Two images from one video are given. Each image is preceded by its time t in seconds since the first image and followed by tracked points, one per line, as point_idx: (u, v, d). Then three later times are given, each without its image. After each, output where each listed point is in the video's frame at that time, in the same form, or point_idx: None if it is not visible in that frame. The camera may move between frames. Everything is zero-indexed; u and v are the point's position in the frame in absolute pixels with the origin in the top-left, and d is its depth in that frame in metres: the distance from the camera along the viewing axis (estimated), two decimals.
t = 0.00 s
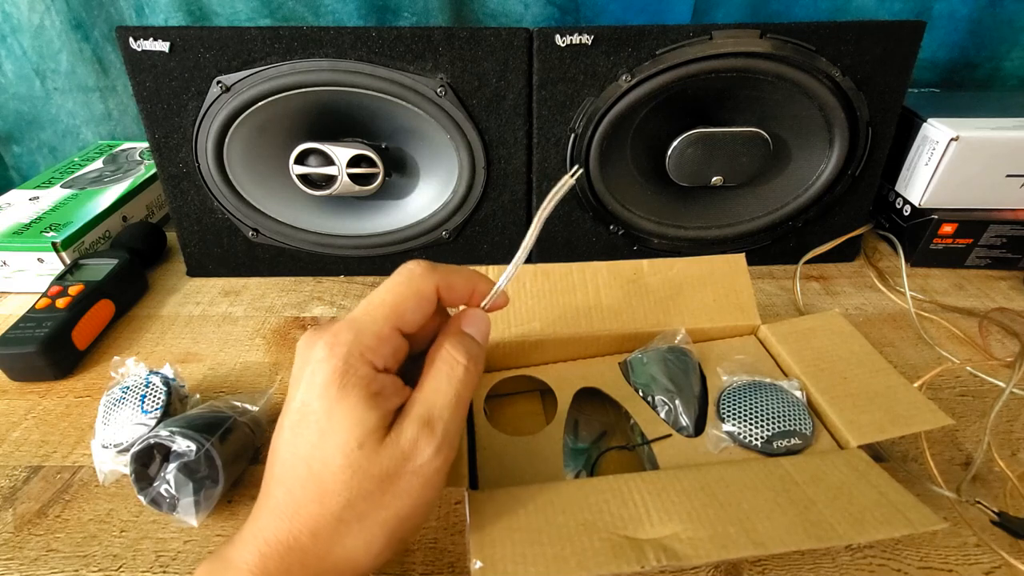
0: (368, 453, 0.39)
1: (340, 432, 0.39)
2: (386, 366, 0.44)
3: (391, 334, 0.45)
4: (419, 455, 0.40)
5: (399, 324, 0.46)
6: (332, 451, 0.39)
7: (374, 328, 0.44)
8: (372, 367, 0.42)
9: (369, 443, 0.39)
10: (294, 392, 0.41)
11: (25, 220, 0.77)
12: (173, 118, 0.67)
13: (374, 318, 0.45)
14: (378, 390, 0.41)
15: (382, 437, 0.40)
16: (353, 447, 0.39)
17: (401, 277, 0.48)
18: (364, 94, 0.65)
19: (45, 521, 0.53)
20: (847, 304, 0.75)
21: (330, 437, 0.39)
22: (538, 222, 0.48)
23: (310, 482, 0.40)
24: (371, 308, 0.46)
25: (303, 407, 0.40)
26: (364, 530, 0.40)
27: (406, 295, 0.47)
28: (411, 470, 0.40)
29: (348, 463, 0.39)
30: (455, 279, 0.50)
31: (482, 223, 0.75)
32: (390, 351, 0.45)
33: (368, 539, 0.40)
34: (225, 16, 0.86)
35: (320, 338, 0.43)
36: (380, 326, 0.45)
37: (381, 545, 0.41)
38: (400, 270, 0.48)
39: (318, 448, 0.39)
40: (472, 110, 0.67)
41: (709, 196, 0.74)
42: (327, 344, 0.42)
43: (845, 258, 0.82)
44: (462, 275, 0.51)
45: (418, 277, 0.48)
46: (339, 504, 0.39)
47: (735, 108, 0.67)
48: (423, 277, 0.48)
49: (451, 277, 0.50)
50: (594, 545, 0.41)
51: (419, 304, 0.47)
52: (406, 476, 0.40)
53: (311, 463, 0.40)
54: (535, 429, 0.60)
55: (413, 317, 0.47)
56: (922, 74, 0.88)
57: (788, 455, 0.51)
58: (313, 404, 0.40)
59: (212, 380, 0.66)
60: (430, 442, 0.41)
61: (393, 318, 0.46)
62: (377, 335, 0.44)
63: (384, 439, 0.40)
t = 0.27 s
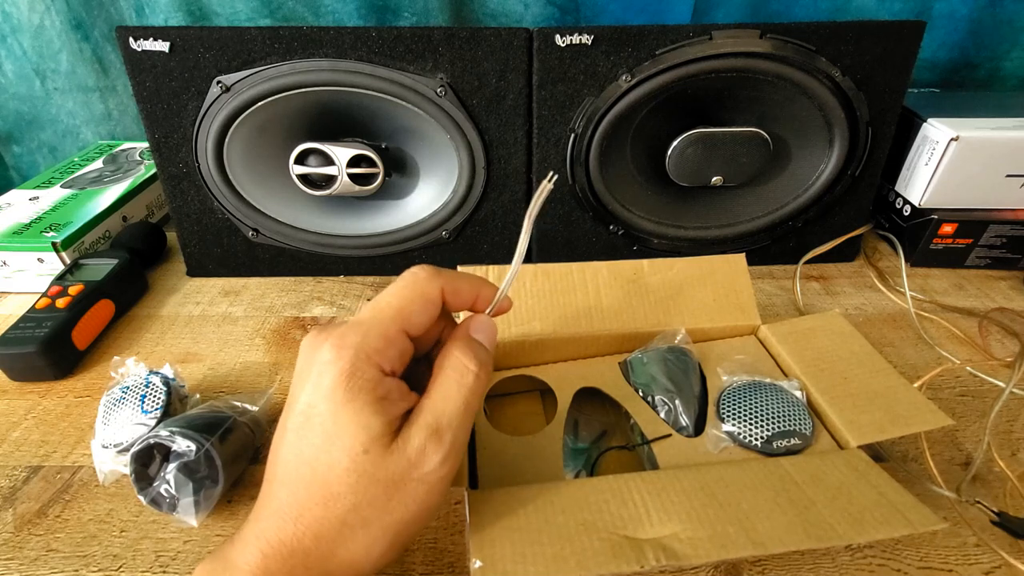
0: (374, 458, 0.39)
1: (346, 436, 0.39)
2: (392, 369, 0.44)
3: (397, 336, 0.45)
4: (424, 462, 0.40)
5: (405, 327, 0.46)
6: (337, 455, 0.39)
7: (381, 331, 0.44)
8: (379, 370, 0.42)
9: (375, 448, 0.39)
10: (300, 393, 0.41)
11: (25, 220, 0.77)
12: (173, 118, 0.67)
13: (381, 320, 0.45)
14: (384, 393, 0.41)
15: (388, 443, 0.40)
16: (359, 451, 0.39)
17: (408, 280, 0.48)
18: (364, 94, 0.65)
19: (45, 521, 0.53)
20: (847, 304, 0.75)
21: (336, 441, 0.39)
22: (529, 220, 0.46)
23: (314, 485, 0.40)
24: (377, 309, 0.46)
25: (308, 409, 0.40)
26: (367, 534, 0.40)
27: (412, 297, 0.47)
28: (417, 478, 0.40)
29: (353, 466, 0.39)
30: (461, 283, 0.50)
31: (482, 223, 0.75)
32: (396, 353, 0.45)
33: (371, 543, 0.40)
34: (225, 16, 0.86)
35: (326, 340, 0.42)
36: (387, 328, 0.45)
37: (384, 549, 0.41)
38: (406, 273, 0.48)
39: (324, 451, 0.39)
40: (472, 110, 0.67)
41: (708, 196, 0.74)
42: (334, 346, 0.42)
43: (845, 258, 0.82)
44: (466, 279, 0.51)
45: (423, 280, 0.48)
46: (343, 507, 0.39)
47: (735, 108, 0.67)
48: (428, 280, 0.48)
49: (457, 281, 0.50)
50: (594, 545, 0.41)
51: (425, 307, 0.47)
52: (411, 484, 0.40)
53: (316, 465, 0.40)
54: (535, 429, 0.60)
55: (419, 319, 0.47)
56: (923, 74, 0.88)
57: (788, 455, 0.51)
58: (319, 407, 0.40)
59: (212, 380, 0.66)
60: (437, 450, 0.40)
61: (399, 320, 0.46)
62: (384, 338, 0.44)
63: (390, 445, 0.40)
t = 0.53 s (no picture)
0: (377, 460, 0.39)
1: (349, 438, 0.39)
2: (395, 370, 0.44)
3: (400, 337, 0.45)
4: (426, 464, 0.40)
5: (408, 328, 0.46)
6: (340, 456, 0.39)
7: (384, 332, 0.44)
8: (382, 371, 0.42)
9: (377, 450, 0.39)
10: (302, 394, 0.41)
11: (25, 220, 0.77)
12: (173, 118, 0.67)
13: (384, 321, 0.45)
14: (386, 395, 0.41)
15: (391, 445, 0.40)
16: (361, 453, 0.39)
17: (410, 282, 0.48)
18: (364, 94, 0.65)
19: (45, 521, 0.53)
20: (847, 304, 0.75)
21: (339, 442, 0.39)
22: (529, 226, 0.46)
23: (317, 486, 0.40)
24: (380, 311, 0.46)
25: (311, 410, 0.40)
26: (370, 536, 0.40)
27: (414, 299, 0.47)
28: (420, 481, 0.40)
29: (356, 468, 0.39)
30: (463, 286, 0.50)
31: (482, 223, 0.75)
32: (399, 355, 0.44)
33: (374, 545, 0.40)
34: (225, 16, 0.86)
35: (328, 341, 0.42)
36: (390, 330, 0.45)
37: (386, 551, 0.41)
38: (410, 276, 0.48)
39: (326, 453, 0.39)
40: (472, 110, 0.67)
41: (709, 196, 0.74)
42: (336, 347, 0.42)
43: (845, 258, 0.82)
44: (468, 282, 0.51)
45: (425, 282, 0.48)
46: (346, 508, 0.39)
47: (736, 108, 0.67)
48: (430, 282, 0.48)
49: (460, 284, 0.50)
50: (594, 545, 0.41)
51: (428, 309, 0.47)
52: (415, 487, 0.40)
53: (319, 467, 0.40)
54: (535, 428, 0.60)
55: (421, 321, 0.47)
56: (923, 74, 0.88)
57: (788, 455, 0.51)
58: (321, 408, 0.40)
59: (212, 380, 0.66)
60: (442, 453, 0.40)
61: (402, 322, 0.46)
62: (386, 340, 0.44)
63: (392, 447, 0.40)
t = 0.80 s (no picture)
0: (385, 464, 0.39)
1: (358, 442, 0.39)
2: (404, 376, 0.44)
3: (409, 344, 0.45)
4: (434, 469, 0.40)
5: (417, 335, 0.46)
6: (349, 460, 0.39)
7: (393, 338, 0.44)
8: (391, 377, 0.42)
9: (385, 454, 0.39)
10: (312, 398, 0.41)
11: (25, 220, 0.77)
12: (173, 118, 0.67)
13: (393, 328, 0.45)
14: (394, 400, 0.41)
15: (399, 450, 0.40)
16: (370, 457, 0.39)
17: (420, 292, 0.48)
18: (364, 94, 0.65)
19: (45, 521, 0.53)
20: (847, 304, 0.75)
21: (348, 446, 0.39)
22: (535, 239, 0.46)
23: (325, 489, 0.40)
24: (390, 317, 0.45)
25: (320, 414, 0.40)
26: (376, 539, 0.40)
27: (423, 308, 0.47)
28: (427, 486, 0.40)
29: (364, 472, 0.39)
30: (471, 297, 0.50)
31: (482, 223, 0.75)
32: (408, 361, 0.44)
33: (380, 548, 0.40)
34: (225, 16, 0.86)
35: (339, 345, 0.42)
36: (399, 336, 0.44)
37: (392, 554, 0.41)
38: (419, 285, 0.49)
39: (336, 457, 0.39)
40: (472, 111, 0.67)
41: (709, 196, 0.74)
42: (346, 351, 0.42)
43: (845, 258, 0.82)
44: (477, 293, 0.51)
45: (434, 291, 0.48)
46: (354, 511, 0.39)
47: (736, 108, 0.67)
48: (439, 291, 0.48)
49: (467, 294, 0.50)
50: (594, 545, 0.41)
51: (436, 317, 0.47)
52: (422, 492, 0.40)
53: (327, 470, 0.40)
54: (535, 429, 0.60)
55: (430, 328, 0.47)
56: (923, 74, 0.88)
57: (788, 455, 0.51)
58: (331, 412, 0.40)
59: (212, 380, 0.66)
60: (449, 459, 0.40)
61: (411, 328, 0.45)
62: (395, 345, 0.44)
63: (401, 452, 0.40)
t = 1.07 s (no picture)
0: (383, 463, 0.39)
1: (355, 441, 0.39)
2: (402, 375, 0.44)
3: (407, 343, 0.45)
4: (431, 468, 0.40)
5: (415, 334, 0.46)
6: (346, 459, 0.39)
7: (391, 337, 0.44)
8: (389, 376, 0.42)
9: (383, 453, 0.39)
10: (309, 396, 0.41)
11: (25, 220, 0.77)
12: (173, 118, 0.67)
13: (392, 327, 0.45)
14: (392, 399, 0.41)
15: (397, 449, 0.40)
16: (367, 456, 0.39)
17: (419, 291, 0.48)
18: (364, 94, 0.65)
19: (45, 521, 0.53)
20: (847, 304, 0.75)
21: (345, 446, 0.39)
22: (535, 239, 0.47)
23: (322, 488, 0.40)
24: (388, 317, 0.45)
25: (317, 413, 0.40)
26: (373, 539, 0.40)
27: (422, 307, 0.47)
28: (425, 486, 0.40)
29: (361, 471, 0.39)
30: (470, 296, 0.50)
31: (482, 223, 0.75)
32: (406, 360, 0.44)
33: (377, 548, 0.40)
34: (225, 16, 0.86)
35: (336, 344, 0.42)
36: (397, 335, 0.44)
37: (389, 554, 0.41)
38: (418, 285, 0.49)
39: (333, 456, 0.39)
40: (472, 110, 0.67)
41: (709, 196, 0.74)
42: (344, 350, 0.42)
43: (845, 258, 0.82)
44: (476, 294, 0.51)
45: (434, 291, 0.48)
46: (351, 511, 0.39)
47: (736, 108, 0.67)
48: (439, 291, 0.48)
49: (467, 294, 0.50)
50: (594, 545, 0.41)
51: (435, 316, 0.47)
52: (420, 492, 0.40)
53: (325, 469, 0.40)
54: (535, 429, 0.60)
55: (429, 328, 0.47)
56: (922, 74, 0.88)
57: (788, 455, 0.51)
58: (329, 411, 0.40)
59: (212, 380, 0.66)
60: (447, 459, 0.40)
61: (409, 328, 0.45)
62: (393, 344, 0.44)
63: (398, 450, 0.40)
